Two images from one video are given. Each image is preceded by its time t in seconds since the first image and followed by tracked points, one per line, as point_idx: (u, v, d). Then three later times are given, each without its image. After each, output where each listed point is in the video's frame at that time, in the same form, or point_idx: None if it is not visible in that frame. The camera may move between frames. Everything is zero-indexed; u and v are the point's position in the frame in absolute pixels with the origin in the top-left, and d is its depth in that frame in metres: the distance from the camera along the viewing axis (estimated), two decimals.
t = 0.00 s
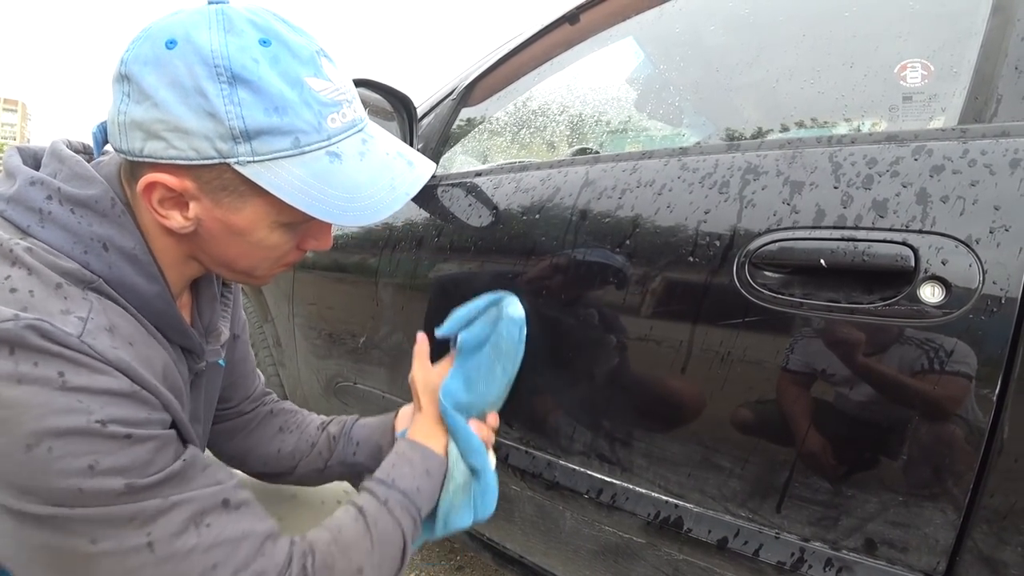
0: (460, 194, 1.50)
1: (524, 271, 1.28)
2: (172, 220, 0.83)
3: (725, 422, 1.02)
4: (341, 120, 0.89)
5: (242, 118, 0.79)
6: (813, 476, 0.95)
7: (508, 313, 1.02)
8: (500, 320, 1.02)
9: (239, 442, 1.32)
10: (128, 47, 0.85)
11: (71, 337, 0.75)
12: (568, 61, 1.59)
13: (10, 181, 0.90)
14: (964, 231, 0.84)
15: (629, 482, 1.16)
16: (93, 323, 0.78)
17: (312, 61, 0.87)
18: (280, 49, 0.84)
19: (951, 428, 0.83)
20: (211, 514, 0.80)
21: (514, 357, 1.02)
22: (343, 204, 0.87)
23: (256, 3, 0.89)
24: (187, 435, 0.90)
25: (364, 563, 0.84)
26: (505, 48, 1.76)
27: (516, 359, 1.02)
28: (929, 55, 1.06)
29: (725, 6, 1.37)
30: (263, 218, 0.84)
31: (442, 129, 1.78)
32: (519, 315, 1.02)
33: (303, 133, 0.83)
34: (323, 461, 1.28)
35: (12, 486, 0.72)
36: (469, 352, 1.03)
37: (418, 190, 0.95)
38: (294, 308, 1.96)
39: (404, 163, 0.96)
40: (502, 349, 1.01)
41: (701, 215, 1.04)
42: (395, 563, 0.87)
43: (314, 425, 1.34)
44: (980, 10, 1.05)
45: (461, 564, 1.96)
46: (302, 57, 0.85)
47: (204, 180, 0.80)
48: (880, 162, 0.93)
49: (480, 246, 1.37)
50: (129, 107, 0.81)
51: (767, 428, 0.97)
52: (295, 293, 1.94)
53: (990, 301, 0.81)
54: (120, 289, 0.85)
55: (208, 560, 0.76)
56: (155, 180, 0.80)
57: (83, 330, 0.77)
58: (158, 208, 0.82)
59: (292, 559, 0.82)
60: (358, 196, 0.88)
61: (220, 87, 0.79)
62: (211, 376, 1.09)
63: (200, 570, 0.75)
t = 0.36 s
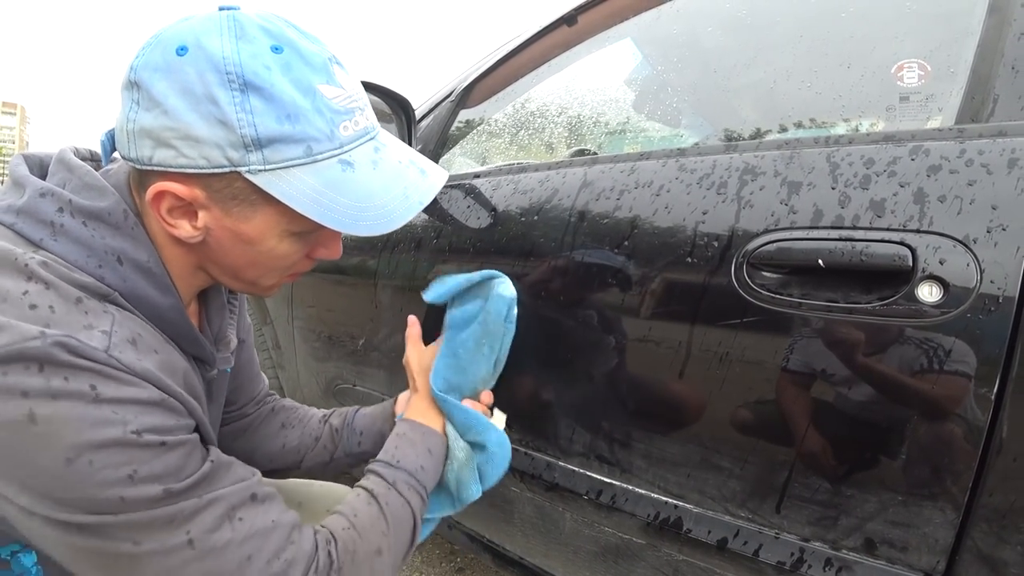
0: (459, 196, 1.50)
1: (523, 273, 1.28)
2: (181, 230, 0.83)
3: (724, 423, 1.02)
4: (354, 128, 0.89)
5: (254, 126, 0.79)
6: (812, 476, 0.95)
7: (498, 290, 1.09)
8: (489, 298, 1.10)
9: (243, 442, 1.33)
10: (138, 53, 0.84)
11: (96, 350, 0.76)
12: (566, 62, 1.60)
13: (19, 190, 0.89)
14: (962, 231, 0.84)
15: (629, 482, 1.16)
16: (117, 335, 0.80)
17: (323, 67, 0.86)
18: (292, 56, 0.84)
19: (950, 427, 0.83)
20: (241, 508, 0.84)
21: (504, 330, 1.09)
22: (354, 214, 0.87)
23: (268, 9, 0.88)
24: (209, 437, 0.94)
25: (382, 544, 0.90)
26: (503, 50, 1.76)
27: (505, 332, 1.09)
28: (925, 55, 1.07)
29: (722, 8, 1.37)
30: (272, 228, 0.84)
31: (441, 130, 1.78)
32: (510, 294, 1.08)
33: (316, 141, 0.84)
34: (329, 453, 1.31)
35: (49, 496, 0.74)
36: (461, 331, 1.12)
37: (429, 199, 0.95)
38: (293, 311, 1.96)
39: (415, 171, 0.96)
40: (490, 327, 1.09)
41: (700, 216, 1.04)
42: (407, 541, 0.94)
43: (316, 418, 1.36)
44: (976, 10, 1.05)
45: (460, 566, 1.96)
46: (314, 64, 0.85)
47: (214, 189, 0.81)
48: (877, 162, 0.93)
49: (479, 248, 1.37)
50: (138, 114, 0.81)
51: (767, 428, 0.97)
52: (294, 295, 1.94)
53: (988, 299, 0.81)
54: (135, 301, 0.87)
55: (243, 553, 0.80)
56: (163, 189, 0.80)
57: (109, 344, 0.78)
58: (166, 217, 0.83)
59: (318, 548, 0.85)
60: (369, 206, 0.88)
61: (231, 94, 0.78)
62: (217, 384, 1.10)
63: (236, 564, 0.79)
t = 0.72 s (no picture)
0: (456, 198, 1.50)
1: (521, 274, 1.28)
2: (181, 247, 0.83)
3: (724, 422, 1.02)
4: (360, 132, 0.88)
5: (248, 134, 0.78)
6: (812, 475, 0.95)
7: (497, 307, 1.07)
8: (489, 314, 1.08)
9: (245, 451, 1.34)
10: (127, 61, 0.84)
11: (97, 390, 0.76)
12: (563, 63, 1.60)
13: (17, 207, 0.89)
14: (958, 228, 0.84)
15: (629, 483, 1.16)
16: (120, 371, 0.80)
17: (323, 66, 0.86)
18: (289, 55, 0.83)
19: (949, 424, 0.83)
20: (246, 547, 0.84)
21: (508, 349, 1.08)
22: (362, 225, 0.86)
23: (263, 8, 0.88)
24: (218, 471, 0.93)
25: None
26: (500, 53, 1.77)
27: (510, 351, 1.08)
28: (920, 53, 1.07)
29: (717, 8, 1.38)
30: (275, 242, 0.84)
31: (438, 133, 1.79)
32: (509, 309, 1.07)
33: (317, 148, 0.83)
34: (328, 467, 1.32)
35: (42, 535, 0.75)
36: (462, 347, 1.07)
37: (444, 207, 0.93)
38: (293, 314, 1.96)
39: (429, 177, 0.95)
40: (495, 345, 1.07)
41: (697, 216, 1.05)
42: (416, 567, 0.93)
43: (316, 429, 1.36)
44: (971, 7, 1.05)
45: (462, 567, 1.95)
46: (312, 64, 0.84)
47: (212, 203, 0.80)
48: (873, 161, 0.93)
49: (477, 250, 1.38)
50: (128, 126, 0.82)
51: (766, 427, 0.97)
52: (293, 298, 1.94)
53: (984, 297, 0.81)
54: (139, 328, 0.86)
55: None
56: (158, 206, 0.80)
57: (111, 382, 0.78)
58: (165, 235, 0.83)
59: None
60: (378, 216, 0.88)
61: (224, 100, 0.78)
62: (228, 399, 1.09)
63: None
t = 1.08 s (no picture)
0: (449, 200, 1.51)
1: (510, 276, 1.30)
2: (165, 247, 0.84)
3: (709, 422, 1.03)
4: (353, 129, 0.90)
5: (237, 130, 0.80)
6: (795, 475, 0.96)
7: (499, 342, 1.03)
8: (492, 350, 1.03)
9: (242, 458, 1.34)
10: (112, 51, 0.86)
11: (66, 406, 0.76)
12: (556, 67, 1.61)
13: None
14: (939, 231, 0.85)
15: (617, 482, 1.17)
16: (92, 387, 0.80)
17: (316, 60, 0.87)
18: (279, 49, 0.85)
19: (936, 425, 0.84)
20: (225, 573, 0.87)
21: (513, 387, 1.02)
22: (357, 227, 0.88)
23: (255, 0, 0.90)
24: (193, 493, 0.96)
25: None
26: (493, 56, 1.78)
27: (514, 389, 1.02)
28: (905, 58, 1.08)
29: (706, 13, 1.39)
30: (263, 244, 0.85)
31: (432, 135, 1.80)
32: (511, 344, 1.03)
33: (309, 145, 0.84)
34: (326, 486, 1.33)
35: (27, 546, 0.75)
36: (468, 387, 1.02)
37: (440, 208, 0.95)
38: (287, 315, 1.97)
39: (426, 177, 0.97)
40: (501, 382, 1.02)
41: (683, 218, 1.06)
42: None
43: (318, 446, 1.37)
44: (955, 13, 1.07)
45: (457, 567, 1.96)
46: (307, 60, 0.86)
47: (196, 202, 0.82)
48: (857, 165, 0.95)
49: (468, 252, 1.39)
50: (112, 120, 0.83)
51: (750, 428, 0.99)
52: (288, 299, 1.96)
53: (964, 299, 0.82)
54: (123, 335, 0.88)
55: None
56: (141, 204, 0.81)
57: (81, 398, 0.78)
58: (149, 235, 0.84)
59: None
60: (373, 218, 0.89)
61: (212, 95, 0.79)
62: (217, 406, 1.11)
63: None
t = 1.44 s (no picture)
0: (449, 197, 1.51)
1: (512, 273, 1.29)
2: (163, 245, 0.84)
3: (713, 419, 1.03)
4: (359, 118, 0.88)
5: (234, 119, 0.79)
6: (799, 471, 0.96)
7: (538, 378, 1.01)
8: (529, 387, 1.02)
9: (252, 462, 1.34)
10: (104, 38, 0.85)
11: (60, 418, 0.75)
12: (556, 63, 1.60)
13: None
14: (943, 225, 0.85)
15: (620, 479, 1.17)
16: (91, 398, 0.79)
17: (319, 46, 0.86)
18: (280, 34, 0.84)
19: (938, 420, 0.83)
20: None
21: (546, 423, 1.01)
22: (364, 220, 0.86)
23: None
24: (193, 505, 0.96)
25: None
26: (493, 52, 1.77)
27: (545, 427, 1.01)
28: (908, 52, 1.08)
29: (707, 8, 1.38)
30: (264, 241, 0.84)
31: (432, 132, 1.79)
32: (550, 381, 1.01)
33: (311, 134, 0.83)
34: (332, 500, 1.31)
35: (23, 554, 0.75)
36: (500, 424, 1.01)
37: (452, 202, 0.93)
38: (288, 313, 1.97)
39: (438, 169, 0.95)
40: (534, 419, 1.00)
41: (686, 214, 1.05)
42: None
43: (329, 457, 1.35)
44: (958, 6, 1.06)
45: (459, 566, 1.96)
46: (309, 44, 0.85)
47: (194, 197, 0.81)
48: (859, 159, 0.94)
49: (469, 249, 1.39)
50: (104, 110, 0.82)
51: (753, 424, 0.98)
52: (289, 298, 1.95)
53: (968, 293, 0.82)
54: (124, 336, 0.87)
55: None
56: (137, 199, 0.80)
57: (77, 410, 0.77)
58: (148, 232, 0.83)
59: None
60: (380, 211, 0.87)
61: (207, 82, 0.79)
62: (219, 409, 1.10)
63: None
